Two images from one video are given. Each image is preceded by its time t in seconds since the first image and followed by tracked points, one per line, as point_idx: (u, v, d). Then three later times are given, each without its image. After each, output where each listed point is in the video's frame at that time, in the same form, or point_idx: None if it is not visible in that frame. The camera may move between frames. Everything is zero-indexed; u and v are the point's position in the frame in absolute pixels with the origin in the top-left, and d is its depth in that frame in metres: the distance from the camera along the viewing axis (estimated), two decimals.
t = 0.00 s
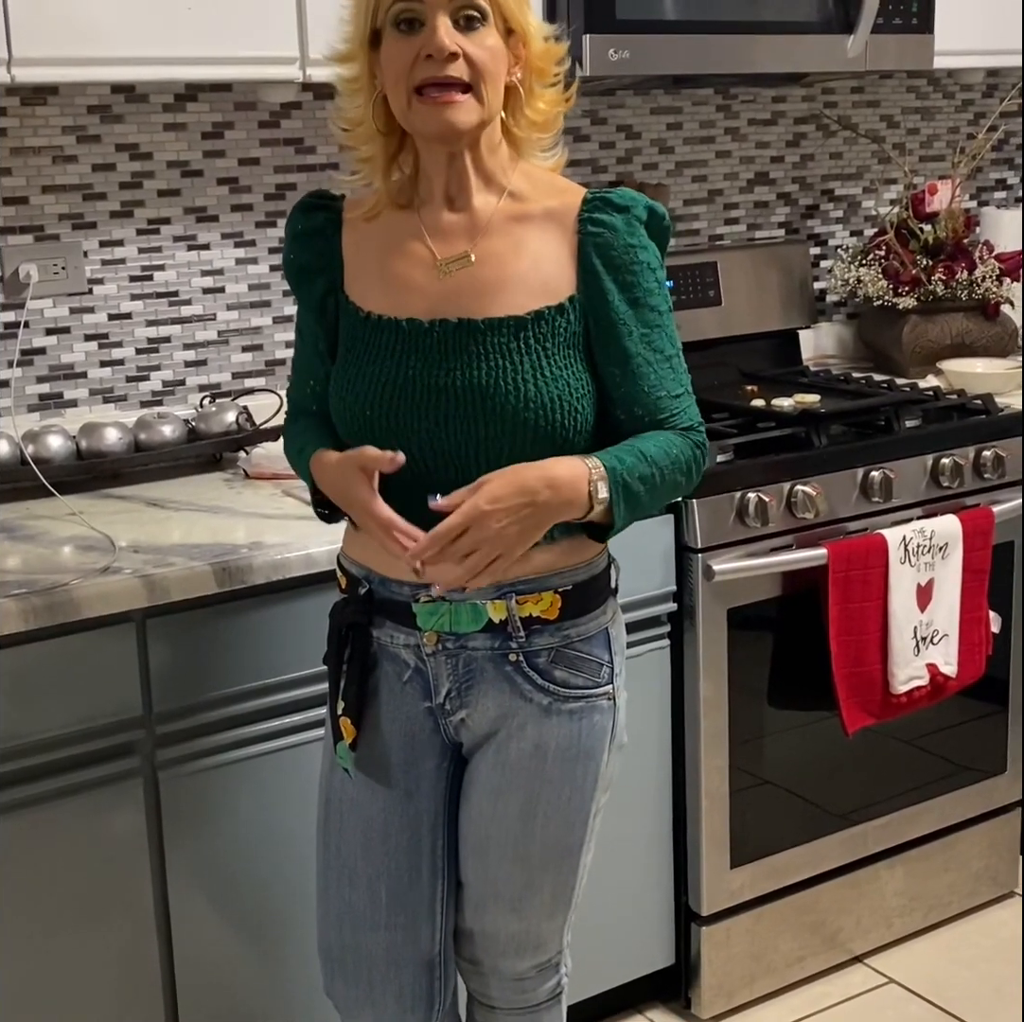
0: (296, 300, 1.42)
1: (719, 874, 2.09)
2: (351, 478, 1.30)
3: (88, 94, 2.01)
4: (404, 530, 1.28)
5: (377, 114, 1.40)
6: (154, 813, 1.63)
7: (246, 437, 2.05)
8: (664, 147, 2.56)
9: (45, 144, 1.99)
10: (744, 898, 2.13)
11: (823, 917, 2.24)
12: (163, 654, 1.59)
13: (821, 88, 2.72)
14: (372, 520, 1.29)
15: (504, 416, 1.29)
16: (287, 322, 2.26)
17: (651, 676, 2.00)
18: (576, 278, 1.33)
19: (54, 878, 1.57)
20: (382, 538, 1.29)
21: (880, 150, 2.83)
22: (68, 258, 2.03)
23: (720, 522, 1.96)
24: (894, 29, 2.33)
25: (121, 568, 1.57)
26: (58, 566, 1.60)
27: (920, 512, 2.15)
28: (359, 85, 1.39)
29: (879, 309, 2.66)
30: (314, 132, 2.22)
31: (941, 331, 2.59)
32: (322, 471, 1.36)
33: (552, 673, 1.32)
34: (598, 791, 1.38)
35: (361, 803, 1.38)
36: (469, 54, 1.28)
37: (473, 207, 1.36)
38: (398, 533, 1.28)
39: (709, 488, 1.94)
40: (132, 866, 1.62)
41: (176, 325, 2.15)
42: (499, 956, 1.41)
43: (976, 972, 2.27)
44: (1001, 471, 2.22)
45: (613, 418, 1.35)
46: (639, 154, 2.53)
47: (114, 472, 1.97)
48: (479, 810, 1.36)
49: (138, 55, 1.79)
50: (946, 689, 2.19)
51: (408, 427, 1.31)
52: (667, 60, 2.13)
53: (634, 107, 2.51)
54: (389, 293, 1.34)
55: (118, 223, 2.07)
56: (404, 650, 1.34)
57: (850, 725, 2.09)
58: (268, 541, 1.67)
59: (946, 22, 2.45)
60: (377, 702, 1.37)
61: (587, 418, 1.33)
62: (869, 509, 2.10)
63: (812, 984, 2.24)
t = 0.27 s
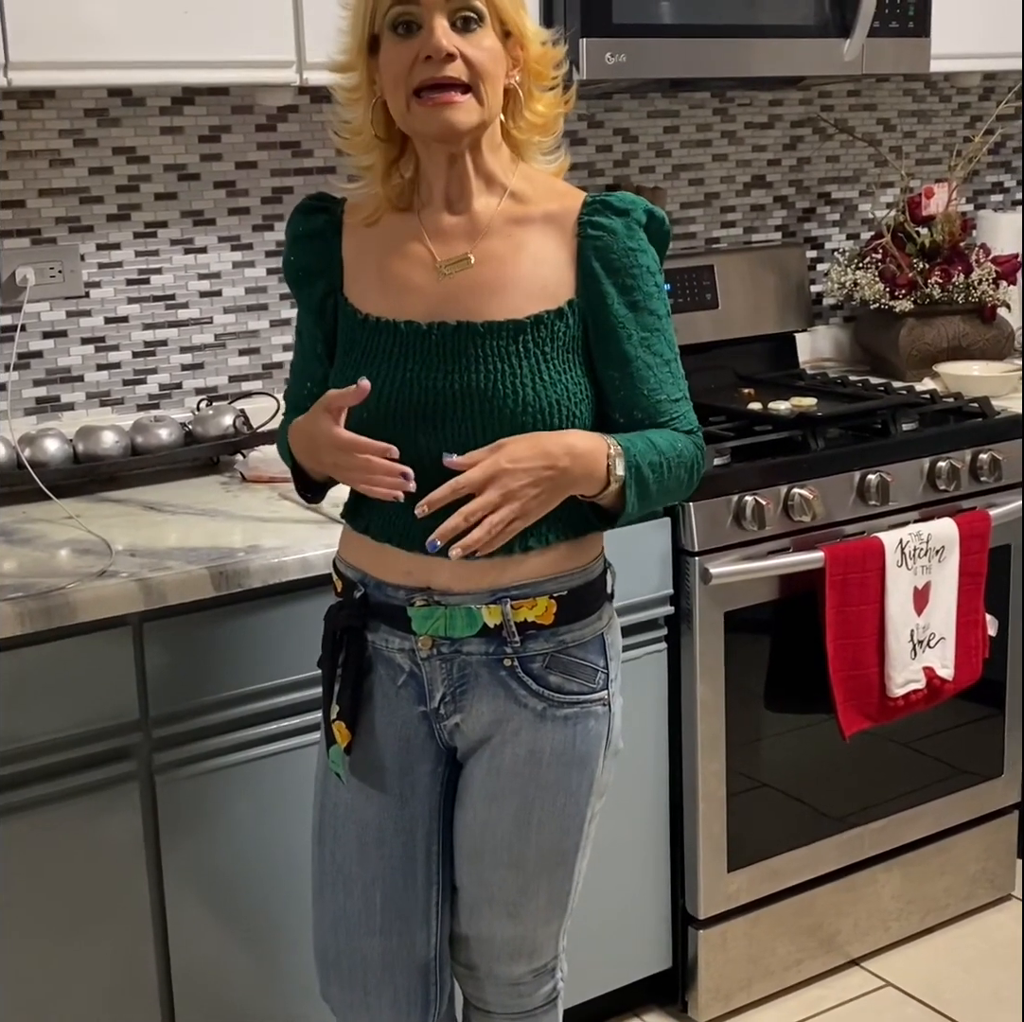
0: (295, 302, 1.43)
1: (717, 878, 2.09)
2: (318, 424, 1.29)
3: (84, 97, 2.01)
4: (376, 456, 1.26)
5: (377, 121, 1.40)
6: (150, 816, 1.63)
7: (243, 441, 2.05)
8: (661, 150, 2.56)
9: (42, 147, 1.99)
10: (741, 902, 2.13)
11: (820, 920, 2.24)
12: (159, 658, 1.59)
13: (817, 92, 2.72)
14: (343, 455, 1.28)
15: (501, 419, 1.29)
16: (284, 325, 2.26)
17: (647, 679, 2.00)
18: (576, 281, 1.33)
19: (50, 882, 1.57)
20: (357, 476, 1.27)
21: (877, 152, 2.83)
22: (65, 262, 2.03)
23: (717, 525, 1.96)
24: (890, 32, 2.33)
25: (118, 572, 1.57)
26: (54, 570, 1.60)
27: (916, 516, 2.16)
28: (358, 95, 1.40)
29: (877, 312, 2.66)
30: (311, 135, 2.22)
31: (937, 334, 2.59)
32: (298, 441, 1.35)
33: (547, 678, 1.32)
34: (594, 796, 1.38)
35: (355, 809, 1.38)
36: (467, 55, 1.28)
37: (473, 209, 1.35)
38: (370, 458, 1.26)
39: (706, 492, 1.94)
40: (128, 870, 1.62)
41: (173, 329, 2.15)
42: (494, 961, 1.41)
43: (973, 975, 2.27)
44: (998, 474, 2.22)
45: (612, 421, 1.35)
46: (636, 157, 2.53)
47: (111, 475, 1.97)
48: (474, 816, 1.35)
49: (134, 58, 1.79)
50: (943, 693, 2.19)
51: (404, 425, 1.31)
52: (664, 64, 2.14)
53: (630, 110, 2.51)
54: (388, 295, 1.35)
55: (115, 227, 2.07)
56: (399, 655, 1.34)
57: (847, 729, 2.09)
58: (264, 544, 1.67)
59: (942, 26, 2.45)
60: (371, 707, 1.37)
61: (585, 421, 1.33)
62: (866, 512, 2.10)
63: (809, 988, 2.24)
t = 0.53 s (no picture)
0: (297, 304, 1.43)
1: (714, 880, 2.09)
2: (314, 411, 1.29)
3: (82, 101, 2.01)
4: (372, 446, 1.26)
5: (377, 126, 1.40)
6: (148, 819, 1.63)
7: (240, 444, 2.05)
8: (658, 153, 2.56)
9: (40, 150, 1.99)
10: (738, 904, 2.13)
11: (818, 922, 2.24)
12: (157, 661, 1.59)
13: (814, 95, 2.72)
14: (338, 443, 1.27)
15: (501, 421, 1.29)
16: (281, 328, 2.26)
17: (645, 682, 2.00)
18: (576, 285, 1.33)
19: (48, 885, 1.57)
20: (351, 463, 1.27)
21: (874, 155, 2.83)
22: (62, 264, 2.03)
23: (714, 528, 1.96)
24: (887, 35, 2.33)
25: (115, 575, 1.57)
26: (51, 573, 1.60)
27: (912, 519, 2.16)
28: (358, 99, 1.39)
29: (875, 316, 2.66)
30: (308, 138, 2.22)
31: (934, 336, 2.60)
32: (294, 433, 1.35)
33: (546, 681, 1.32)
34: (593, 800, 1.38)
35: (354, 813, 1.39)
36: (466, 61, 1.28)
37: (474, 212, 1.36)
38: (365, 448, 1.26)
39: (703, 494, 1.94)
40: (126, 873, 1.62)
41: (170, 332, 2.15)
42: (492, 965, 1.41)
43: (970, 977, 2.27)
44: (994, 477, 2.22)
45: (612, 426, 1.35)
46: (633, 160, 2.54)
47: (109, 478, 1.97)
48: (473, 820, 1.36)
49: (132, 61, 1.79)
50: (940, 696, 2.19)
51: (406, 427, 1.31)
52: (661, 67, 2.14)
53: (627, 113, 2.51)
54: (389, 298, 1.35)
55: (112, 230, 2.07)
56: (398, 659, 1.34)
57: (844, 731, 2.09)
58: (262, 547, 1.67)
59: (939, 29, 2.45)
60: (370, 710, 1.37)
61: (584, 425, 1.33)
62: (863, 515, 2.10)
63: (806, 990, 2.25)
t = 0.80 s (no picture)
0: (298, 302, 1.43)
1: (711, 881, 2.09)
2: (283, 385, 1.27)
3: (79, 102, 2.01)
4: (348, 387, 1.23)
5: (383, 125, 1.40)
6: (145, 819, 1.63)
7: (237, 445, 2.05)
8: (655, 155, 2.57)
9: (37, 152, 1.99)
10: (735, 905, 2.13)
11: (815, 923, 2.24)
12: (154, 662, 1.59)
13: (811, 97, 2.73)
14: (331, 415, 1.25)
15: (505, 420, 1.29)
16: (279, 329, 2.26)
17: (642, 682, 2.01)
18: (581, 284, 1.33)
19: (44, 886, 1.57)
20: (334, 412, 1.25)
21: (871, 157, 2.84)
22: (60, 266, 2.03)
23: (711, 528, 1.96)
24: (884, 37, 2.34)
25: (112, 576, 1.57)
26: (48, 574, 1.60)
27: (909, 519, 2.16)
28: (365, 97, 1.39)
29: (871, 316, 2.66)
30: (306, 140, 2.22)
31: (931, 338, 2.59)
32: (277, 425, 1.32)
33: (545, 683, 1.32)
34: (591, 802, 1.38)
35: (353, 814, 1.38)
36: (451, 72, 1.28)
37: (478, 212, 1.36)
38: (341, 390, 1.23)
39: (700, 495, 1.94)
40: (123, 873, 1.62)
41: (168, 333, 2.15)
42: (490, 966, 1.41)
43: (967, 977, 2.27)
44: (991, 478, 2.23)
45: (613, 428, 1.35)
46: (630, 162, 2.54)
47: (106, 479, 1.97)
48: (471, 821, 1.36)
49: (129, 63, 1.79)
50: (936, 697, 2.19)
51: (409, 425, 1.31)
52: (658, 69, 2.14)
53: (625, 115, 2.51)
54: (393, 295, 1.35)
55: (109, 231, 2.07)
56: (396, 659, 1.35)
57: (841, 731, 2.09)
58: (259, 548, 1.67)
59: (936, 31, 2.46)
60: (368, 711, 1.37)
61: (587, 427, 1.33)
62: (859, 516, 2.10)
63: (803, 991, 2.25)
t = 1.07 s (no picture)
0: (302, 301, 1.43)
1: (709, 882, 2.09)
2: (310, 396, 1.28)
3: (78, 103, 2.01)
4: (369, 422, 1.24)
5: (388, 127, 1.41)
6: (144, 819, 1.63)
7: (236, 445, 2.06)
8: (654, 156, 2.57)
9: (36, 152, 1.99)
10: (733, 905, 2.13)
11: (813, 923, 2.24)
12: (152, 662, 1.59)
13: (810, 98, 2.73)
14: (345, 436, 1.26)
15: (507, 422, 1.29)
16: (278, 330, 2.26)
17: (640, 682, 2.01)
18: (584, 287, 1.33)
19: (43, 886, 1.57)
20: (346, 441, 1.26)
21: (869, 158, 2.84)
22: (59, 267, 2.04)
23: (709, 529, 1.97)
24: (882, 39, 2.34)
25: (111, 576, 1.58)
26: (47, 574, 1.60)
27: (907, 520, 2.16)
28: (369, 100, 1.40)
29: (869, 317, 2.67)
30: (305, 140, 2.22)
31: (929, 339, 2.59)
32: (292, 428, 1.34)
33: (548, 684, 1.32)
34: (594, 803, 1.39)
35: (356, 816, 1.38)
36: (460, 75, 1.28)
37: (482, 215, 1.36)
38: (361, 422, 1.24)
39: (698, 496, 1.95)
40: (122, 873, 1.62)
41: (167, 334, 2.15)
42: (493, 967, 1.42)
43: (964, 977, 2.28)
44: (988, 479, 2.23)
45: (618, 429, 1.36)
46: (628, 163, 2.54)
47: (105, 479, 1.98)
48: (474, 822, 1.36)
49: (129, 64, 1.79)
50: (934, 697, 2.20)
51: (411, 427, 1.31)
52: (657, 70, 2.15)
53: (623, 116, 2.52)
54: (396, 297, 1.34)
55: (108, 232, 2.07)
56: (399, 659, 1.35)
57: (839, 731, 2.10)
58: (258, 549, 1.68)
59: (934, 32, 2.46)
60: (370, 712, 1.37)
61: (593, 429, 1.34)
62: (857, 516, 2.11)
63: (801, 991, 2.25)
